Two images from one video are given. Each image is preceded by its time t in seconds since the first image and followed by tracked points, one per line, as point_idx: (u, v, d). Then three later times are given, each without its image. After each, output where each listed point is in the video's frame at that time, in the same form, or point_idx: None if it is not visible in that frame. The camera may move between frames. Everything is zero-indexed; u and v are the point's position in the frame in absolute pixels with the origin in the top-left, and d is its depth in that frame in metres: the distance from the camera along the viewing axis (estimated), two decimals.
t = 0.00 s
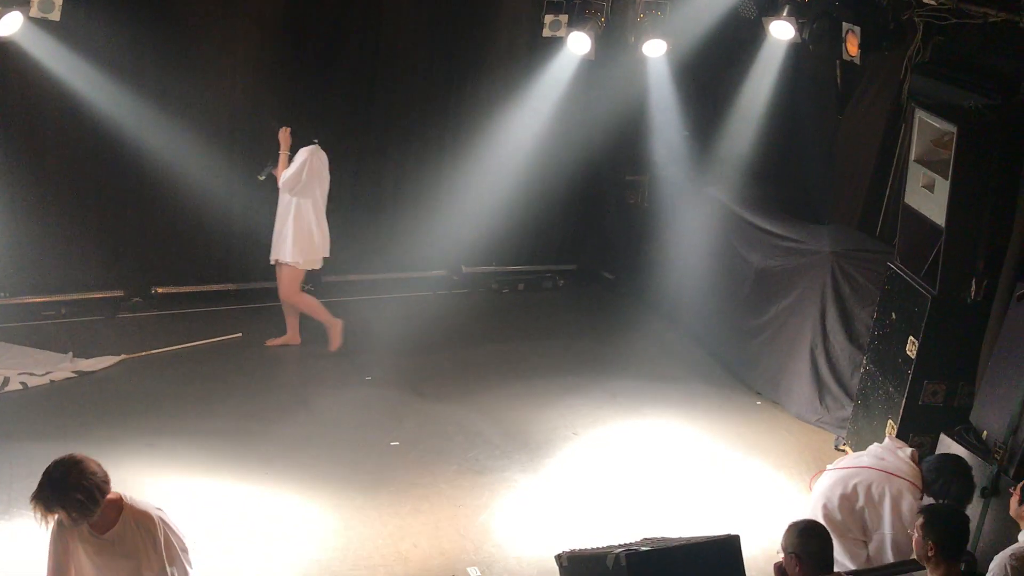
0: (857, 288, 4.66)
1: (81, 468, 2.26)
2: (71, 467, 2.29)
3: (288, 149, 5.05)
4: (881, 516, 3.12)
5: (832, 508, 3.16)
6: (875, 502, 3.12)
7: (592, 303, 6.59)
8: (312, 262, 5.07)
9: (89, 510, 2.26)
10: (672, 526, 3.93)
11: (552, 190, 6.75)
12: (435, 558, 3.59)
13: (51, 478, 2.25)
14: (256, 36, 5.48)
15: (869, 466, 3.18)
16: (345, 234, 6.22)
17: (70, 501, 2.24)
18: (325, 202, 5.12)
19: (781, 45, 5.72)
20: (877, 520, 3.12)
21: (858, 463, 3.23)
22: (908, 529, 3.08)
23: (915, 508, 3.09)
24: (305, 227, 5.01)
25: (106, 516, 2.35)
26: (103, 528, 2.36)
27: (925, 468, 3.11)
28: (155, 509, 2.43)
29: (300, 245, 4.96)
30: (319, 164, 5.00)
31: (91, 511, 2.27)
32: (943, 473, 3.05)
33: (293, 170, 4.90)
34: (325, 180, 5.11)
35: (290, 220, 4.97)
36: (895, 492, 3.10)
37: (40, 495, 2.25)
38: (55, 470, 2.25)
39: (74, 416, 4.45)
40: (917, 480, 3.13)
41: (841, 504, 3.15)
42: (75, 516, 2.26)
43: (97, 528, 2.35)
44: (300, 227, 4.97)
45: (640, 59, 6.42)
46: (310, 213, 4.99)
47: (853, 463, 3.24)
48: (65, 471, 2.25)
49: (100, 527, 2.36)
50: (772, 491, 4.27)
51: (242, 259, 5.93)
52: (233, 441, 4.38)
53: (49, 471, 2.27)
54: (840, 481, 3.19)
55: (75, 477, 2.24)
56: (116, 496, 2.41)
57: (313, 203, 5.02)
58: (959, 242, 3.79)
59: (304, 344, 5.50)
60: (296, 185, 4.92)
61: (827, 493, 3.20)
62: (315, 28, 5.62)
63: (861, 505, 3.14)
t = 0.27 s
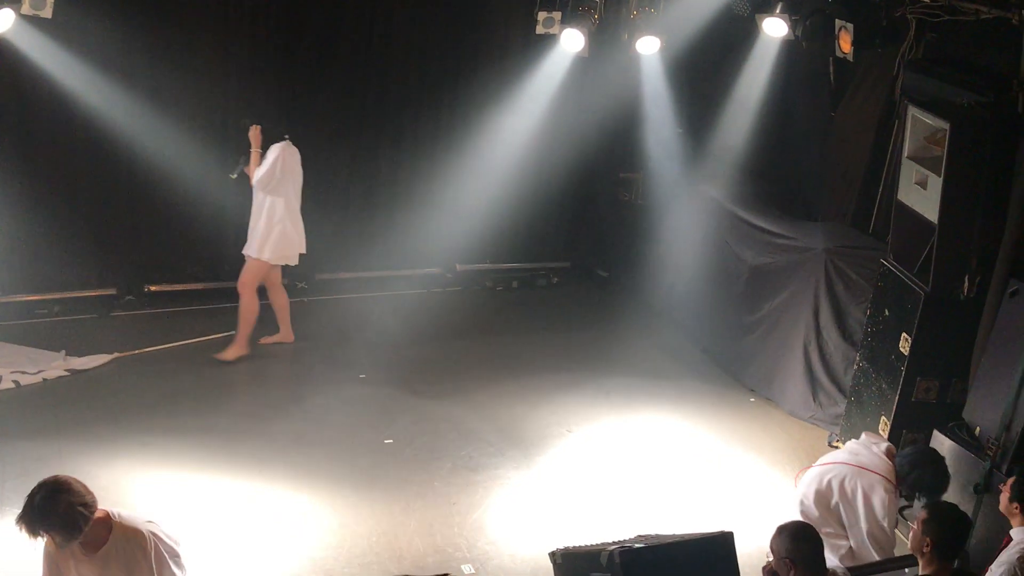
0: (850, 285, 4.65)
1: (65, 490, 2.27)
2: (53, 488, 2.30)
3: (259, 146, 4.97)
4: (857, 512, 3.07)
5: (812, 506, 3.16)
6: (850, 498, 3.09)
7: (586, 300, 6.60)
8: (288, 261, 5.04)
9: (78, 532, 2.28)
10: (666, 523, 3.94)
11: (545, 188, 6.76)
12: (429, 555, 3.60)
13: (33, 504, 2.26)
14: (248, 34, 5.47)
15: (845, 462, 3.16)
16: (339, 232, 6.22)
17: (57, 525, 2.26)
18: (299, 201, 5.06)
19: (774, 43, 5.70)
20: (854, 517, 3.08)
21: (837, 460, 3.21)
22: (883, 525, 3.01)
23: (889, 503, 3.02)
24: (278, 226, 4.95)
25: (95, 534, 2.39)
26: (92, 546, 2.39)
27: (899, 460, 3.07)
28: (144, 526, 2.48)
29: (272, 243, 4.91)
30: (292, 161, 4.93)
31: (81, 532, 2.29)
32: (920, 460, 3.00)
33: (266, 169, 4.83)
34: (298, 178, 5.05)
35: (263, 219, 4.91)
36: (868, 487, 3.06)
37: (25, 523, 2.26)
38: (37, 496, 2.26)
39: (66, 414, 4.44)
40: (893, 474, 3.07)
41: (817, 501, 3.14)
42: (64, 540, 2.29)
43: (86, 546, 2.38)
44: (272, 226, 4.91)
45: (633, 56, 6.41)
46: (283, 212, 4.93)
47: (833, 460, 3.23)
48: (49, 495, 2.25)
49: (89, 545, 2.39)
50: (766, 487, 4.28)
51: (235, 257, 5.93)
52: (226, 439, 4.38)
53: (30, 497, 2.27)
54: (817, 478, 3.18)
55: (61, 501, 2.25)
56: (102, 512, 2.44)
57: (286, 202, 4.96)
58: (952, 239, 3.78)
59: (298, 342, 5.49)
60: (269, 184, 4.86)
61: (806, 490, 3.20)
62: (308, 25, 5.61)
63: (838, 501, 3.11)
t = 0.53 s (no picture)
0: (847, 282, 4.64)
1: (60, 505, 2.33)
2: (48, 505, 2.36)
3: (233, 146, 5.02)
4: (846, 507, 3.08)
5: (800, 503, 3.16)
6: (838, 494, 3.09)
7: (584, 298, 6.60)
8: (261, 263, 5.05)
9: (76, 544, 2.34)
10: (664, 521, 3.94)
11: (542, 186, 6.77)
12: (427, 552, 3.60)
13: (29, 522, 2.31)
14: (246, 32, 5.48)
15: (832, 458, 3.17)
16: (336, 231, 6.21)
17: (55, 542, 2.31)
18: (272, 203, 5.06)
19: (771, 40, 5.70)
20: (843, 513, 3.08)
21: (823, 456, 3.22)
22: (872, 519, 3.02)
23: (877, 496, 3.03)
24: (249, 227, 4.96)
25: (93, 547, 2.44)
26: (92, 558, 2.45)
27: (884, 455, 3.09)
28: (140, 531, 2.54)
29: (241, 244, 4.91)
30: (265, 162, 4.95)
31: (79, 544, 2.35)
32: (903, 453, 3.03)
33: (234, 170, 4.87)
34: (272, 181, 5.06)
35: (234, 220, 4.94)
36: (855, 482, 3.07)
37: (23, 543, 2.31)
38: (32, 514, 2.31)
39: (64, 413, 4.44)
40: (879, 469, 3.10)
41: (807, 498, 3.15)
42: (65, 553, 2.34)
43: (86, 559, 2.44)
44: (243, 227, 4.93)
45: (631, 54, 6.42)
46: (253, 213, 4.94)
47: (820, 457, 3.24)
48: (44, 513, 2.31)
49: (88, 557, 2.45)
50: (764, 484, 4.29)
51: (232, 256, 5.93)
52: (225, 437, 4.38)
53: (24, 515, 2.33)
54: (806, 475, 3.18)
55: (57, 516, 2.31)
56: (97, 522, 2.50)
57: (257, 204, 4.97)
58: (949, 235, 3.78)
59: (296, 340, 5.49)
60: (238, 185, 4.89)
61: (794, 488, 3.20)
62: (305, 24, 5.61)
63: (826, 497, 3.12)
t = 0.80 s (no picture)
0: (848, 278, 4.63)
1: (59, 510, 2.32)
2: (48, 509, 2.36)
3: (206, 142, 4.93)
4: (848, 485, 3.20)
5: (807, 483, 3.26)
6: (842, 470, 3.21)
7: (585, 295, 6.61)
8: (237, 259, 5.03)
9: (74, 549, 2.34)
10: (666, 517, 3.94)
11: (543, 183, 6.77)
12: (428, 549, 3.61)
13: (28, 527, 2.31)
14: (246, 29, 5.47)
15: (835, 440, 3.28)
16: (337, 228, 6.22)
17: (55, 547, 2.32)
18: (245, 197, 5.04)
19: (772, 36, 5.69)
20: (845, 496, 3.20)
21: (826, 441, 3.32)
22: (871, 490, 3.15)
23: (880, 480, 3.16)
24: (224, 223, 4.93)
25: (93, 551, 2.44)
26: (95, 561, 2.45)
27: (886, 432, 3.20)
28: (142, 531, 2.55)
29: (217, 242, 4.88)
30: (239, 157, 4.92)
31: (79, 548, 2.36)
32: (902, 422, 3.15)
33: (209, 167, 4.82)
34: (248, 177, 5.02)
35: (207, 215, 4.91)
36: (857, 458, 3.20)
37: (24, 547, 2.31)
38: (31, 518, 2.31)
39: (66, 409, 4.45)
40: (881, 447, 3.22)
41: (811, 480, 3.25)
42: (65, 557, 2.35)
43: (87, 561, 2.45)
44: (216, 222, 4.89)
45: (632, 50, 6.42)
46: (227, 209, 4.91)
47: (824, 441, 3.33)
48: (44, 518, 2.31)
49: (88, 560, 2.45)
50: (765, 480, 4.29)
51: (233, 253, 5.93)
52: (226, 434, 4.38)
53: (25, 519, 2.33)
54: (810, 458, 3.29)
55: (56, 521, 2.31)
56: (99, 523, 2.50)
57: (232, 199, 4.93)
58: (951, 231, 3.78)
59: (298, 337, 5.50)
60: (212, 181, 4.85)
61: (799, 473, 3.30)
62: (305, 21, 5.61)
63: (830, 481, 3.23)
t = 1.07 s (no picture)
0: (850, 275, 4.63)
1: (60, 509, 2.32)
2: (50, 508, 2.36)
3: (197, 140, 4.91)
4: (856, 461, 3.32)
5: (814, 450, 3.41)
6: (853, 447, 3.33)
7: (587, 292, 6.62)
8: (229, 256, 5.01)
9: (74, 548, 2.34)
10: (668, 513, 3.95)
11: (546, 180, 6.78)
12: (431, 545, 3.61)
13: (28, 526, 2.32)
14: (249, 25, 5.47)
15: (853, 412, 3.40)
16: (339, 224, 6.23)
17: (55, 547, 2.32)
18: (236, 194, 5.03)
19: (775, 34, 5.67)
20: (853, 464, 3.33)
21: (843, 411, 3.45)
22: (878, 475, 3.25)
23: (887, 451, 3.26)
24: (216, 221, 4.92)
25: (94, 549, 2.44)
26: (98, 558, 2.46)
27: (903, 409, 3.29)
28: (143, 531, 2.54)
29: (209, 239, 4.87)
30: (231, 152, 4.91)
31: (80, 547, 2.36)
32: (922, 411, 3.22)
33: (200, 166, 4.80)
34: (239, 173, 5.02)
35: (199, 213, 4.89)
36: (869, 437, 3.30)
37: (25, 545, 2.33)
38: (31, 516, 2.32)
39: (69, 405, 4.46)
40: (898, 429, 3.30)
41: (821, 447, 3.39)
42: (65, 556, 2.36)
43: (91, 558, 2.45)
44: (208, 221, 4.88)
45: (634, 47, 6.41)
46: (219, 207, 4.90)
47: (840, 412, 3.46)
48: (43, 519, 2.31)
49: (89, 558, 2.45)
50: (766, 477, 4.30)
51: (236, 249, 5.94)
52: (229, 430, 4.39)
53: (27, 517, 2.34)
54: (825, 425, 3.43)
55: (56, 521, 2.31)
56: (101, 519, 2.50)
57: (223, 197, 4.92)
58: (954, 228, 3.78)
59: (300, 333, 5.50)
60: (205, 179, 4.83)
61: (812, 440, 3.44)
62: (307, 18, 5.61)
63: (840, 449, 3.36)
